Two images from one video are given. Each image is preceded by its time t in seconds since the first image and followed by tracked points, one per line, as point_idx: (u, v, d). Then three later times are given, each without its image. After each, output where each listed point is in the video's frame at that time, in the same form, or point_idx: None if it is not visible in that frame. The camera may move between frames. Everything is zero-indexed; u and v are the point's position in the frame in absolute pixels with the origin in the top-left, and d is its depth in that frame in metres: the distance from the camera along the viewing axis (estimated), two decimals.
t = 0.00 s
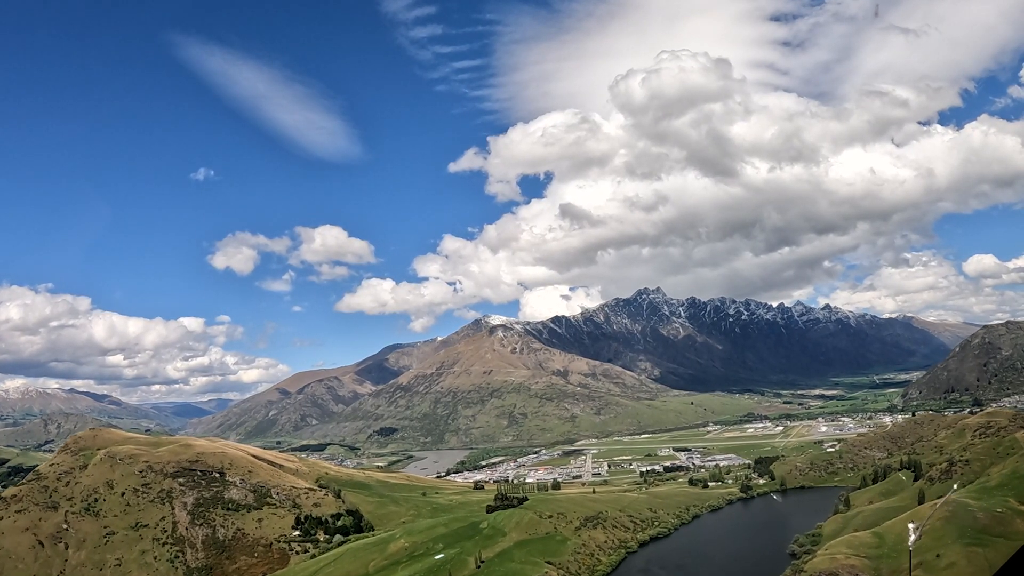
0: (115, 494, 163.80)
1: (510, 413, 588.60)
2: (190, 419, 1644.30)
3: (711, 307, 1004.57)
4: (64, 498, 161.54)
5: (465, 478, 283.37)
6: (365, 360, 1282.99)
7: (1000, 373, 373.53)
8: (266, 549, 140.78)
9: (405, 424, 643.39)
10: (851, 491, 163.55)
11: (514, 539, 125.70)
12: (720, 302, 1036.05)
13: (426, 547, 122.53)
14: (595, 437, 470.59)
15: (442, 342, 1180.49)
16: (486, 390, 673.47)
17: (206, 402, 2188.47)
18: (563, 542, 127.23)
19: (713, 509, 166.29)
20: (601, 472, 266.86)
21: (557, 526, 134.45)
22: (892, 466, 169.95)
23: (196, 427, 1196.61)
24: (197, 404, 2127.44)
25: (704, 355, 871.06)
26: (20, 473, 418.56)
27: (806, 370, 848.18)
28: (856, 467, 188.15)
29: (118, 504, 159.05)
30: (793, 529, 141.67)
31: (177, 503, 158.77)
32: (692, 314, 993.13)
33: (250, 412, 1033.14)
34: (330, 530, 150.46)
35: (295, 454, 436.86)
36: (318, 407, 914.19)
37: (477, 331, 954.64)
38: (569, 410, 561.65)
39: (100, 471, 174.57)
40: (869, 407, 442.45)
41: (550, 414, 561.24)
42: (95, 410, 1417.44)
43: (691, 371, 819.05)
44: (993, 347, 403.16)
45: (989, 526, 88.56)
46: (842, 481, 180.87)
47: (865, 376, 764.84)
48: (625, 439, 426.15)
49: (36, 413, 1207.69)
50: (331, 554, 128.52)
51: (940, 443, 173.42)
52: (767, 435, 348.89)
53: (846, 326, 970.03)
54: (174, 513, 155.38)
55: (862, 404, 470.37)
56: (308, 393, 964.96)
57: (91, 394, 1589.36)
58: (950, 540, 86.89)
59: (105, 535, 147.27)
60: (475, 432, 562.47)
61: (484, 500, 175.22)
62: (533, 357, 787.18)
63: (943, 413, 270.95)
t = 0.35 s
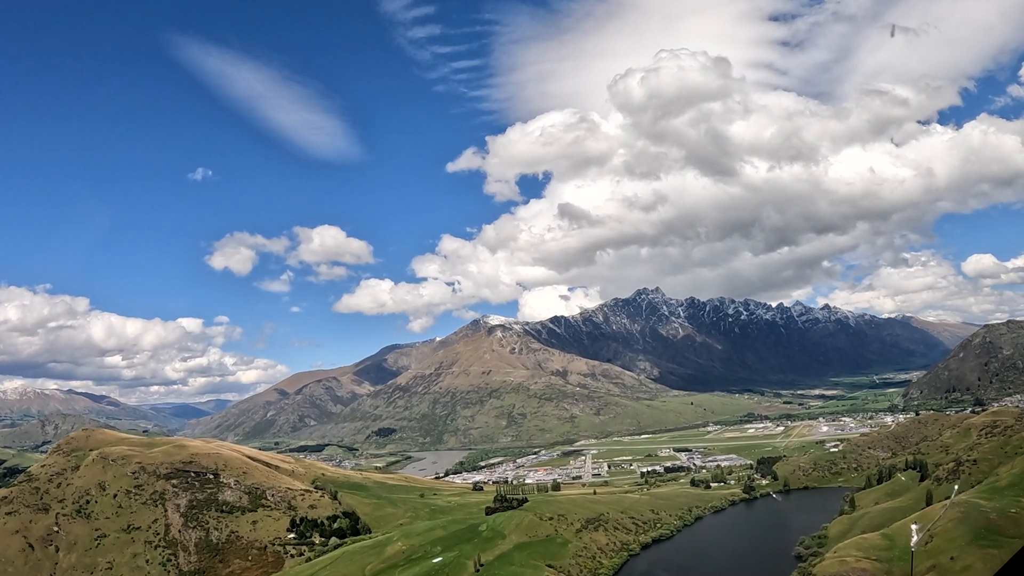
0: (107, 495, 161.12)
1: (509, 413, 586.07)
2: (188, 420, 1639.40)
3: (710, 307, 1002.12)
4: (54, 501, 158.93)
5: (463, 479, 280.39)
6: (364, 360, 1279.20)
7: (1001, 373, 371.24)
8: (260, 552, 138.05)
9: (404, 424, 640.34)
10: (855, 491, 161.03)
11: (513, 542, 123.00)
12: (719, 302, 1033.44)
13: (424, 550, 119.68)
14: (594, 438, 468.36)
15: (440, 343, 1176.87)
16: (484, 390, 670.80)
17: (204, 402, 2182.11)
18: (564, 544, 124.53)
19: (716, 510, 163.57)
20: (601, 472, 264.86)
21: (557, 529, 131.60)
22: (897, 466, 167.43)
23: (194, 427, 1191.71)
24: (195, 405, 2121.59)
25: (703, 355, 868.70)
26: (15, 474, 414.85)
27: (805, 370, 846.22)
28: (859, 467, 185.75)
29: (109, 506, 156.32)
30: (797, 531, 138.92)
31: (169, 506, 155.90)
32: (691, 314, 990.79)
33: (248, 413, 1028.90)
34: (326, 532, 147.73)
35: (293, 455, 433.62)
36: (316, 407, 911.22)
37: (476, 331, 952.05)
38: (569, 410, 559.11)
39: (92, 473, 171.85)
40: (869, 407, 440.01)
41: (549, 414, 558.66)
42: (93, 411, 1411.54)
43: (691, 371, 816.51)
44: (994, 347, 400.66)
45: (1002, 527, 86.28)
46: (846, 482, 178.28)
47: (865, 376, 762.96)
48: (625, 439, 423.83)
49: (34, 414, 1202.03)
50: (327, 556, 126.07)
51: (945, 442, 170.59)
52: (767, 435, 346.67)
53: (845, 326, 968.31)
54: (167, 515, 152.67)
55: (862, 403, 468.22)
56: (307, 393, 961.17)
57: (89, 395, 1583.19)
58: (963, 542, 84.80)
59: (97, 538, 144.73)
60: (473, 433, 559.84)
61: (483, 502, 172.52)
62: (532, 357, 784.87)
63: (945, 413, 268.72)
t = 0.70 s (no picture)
0: (98, 497, 158.24)
1: (507, 413, 583.38)
2: (185, 421, 1633.84)
3: (708, 306, 999.89)
4: (44, 503, 156.05)
5: (461, 480, 277.66)
6: (362, 360, 1274.13)
7: (1001, 371, 369.49)
8: (254, 555, 135.23)
9: (401, 424, 637.31)
10: (860, 491, 158.50)
11: (512, 543, 120.36)
12: (717, 301, 1031.46)
13: (421, 553, 116.82)
14: (593, 437, 465.90)
15: (438, 343, 1173.04)
16: (482, 390, 667.94)
17: (202, 403, 2175.00)
18: (564, 546, 121.73)
19: (718, 510, 161.13)
20: (601, 472, 262.67)
21: (558, 530, 128.89)
22: (902, 465, 165.13)
23: (191, 428, 1186.11)
24: (192, 405, 2114.50)
25: (702, 354, 866.55)
26: (8, 476, 410.70)
27: (804, 369, 844.60)
28: (863, 467, 183.48)
29: (100, 508, 153.46)
30: (801, 532, 136.35)
31: (161, 507, 153.03)
32: (689, 313, 988.70)
33: (245, 413, 1024.33)
34: (321, 535, 144.89)
35: (289, 456, 429.91)
36: (313, 407, 906.28)
37: (473, 331, 948.49)
38: (567, 410, 556.60)
39: (83, 474, 169.06)
40: (869, 406, 437.99)
41: (547, 414, 555.94)
42: (89, 412, 1404.48)
43: (689, 371, 814.32)
44: (994, 345, 398.87)
45: (1016, 527, 84.10)
46: (849, 481, 176.08)
47: (864, 374, 761.87)
48: (624, 439, 421.40)
49: (31, 415, 1195.91)
50: (322, 559, 123.26)
51: (950, 441, 168.29)
52: (767, 435, 344.33)
53: (843, 325, 967.11)
54: (158, 517, 149.74)
55: (862, 402, 465.97)
56: (304, 393, 957.28)
57: (86, 396, 1576.43)
58: (977, 543, 82.60)
59: (87, 540, 141.85)
60: (471, 433, 556.49)
61: (482, 502, 170.00)
62: (530, 357, 782.20)
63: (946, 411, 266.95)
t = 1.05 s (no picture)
0: (88, 499, 154.90)
1: (505, 413, 580.74)
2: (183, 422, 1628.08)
3: (707, 306, 998.14)
4: (33, 505, 152.75)
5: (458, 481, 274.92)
6: (359, 360, 1269.67)
7: (1002, 370, 368.00)
8: (246, 559, 132.28)
9: (399, 425, 633.59)
10: (864, 491, 155.97)
11: (511, 546, 117.57)
12: (715, 301, 1029.69)
13: (417, 556, 113.93)
14: (592, 438, 463.14)
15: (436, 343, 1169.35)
16: (480, 390, 664.99)
17: (199, 404, 2167.08)
18: (564, 549, 119.04)
19: (719, 511, 158.69)
20: (600, 473, 260.27)
21: (557, 533, 126.21)
22: (906, 464, 162.80)
23: (188, 429, 1180.78)
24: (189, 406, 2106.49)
25: (700, 354, 864.31)
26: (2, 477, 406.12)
27: (802, 368, 843.17)
28: (865, 466, 181.31)
29: (91, 511, 150.20)
30: (805, 533, 133.70)
31: (152, 510, 149.80)
32: (688, 313, 986.83)
33: (243, 414, 1019.59)
34: (315, 538, 141.94)
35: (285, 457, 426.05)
36: (311, 408, 902.23)
37: (471, 331, 945.24)
38: (565, 410, 554.07)
39: (73, 475, 165.76)
40: (868, 405, 436.49)
41: (545, 414, 553.40)
42: (86, 413, 1397.77)
43: (688, 370, 812.16)
44: (995, 344, 397.49)
45: None
46: (852, 481, 173.84)
47: (863, 374, 760.62)
48: (624, 439, 418.88)
49: (28, 416, 1189.76)
50: (316, 563, 120.38)
51: (955, 440, 166.08)
52: (767, 434, 342.14)
53: (841, 325, 966.56)
54: (150, 519, 146.59)
55: (862, 402, 464.11)
56: (301, 393, 953.24)
57: (83, 397, 1569.76)
58: (991, 544, 80.36)
59: (76, 544, 138.64)
60: (470, 433, 553.24)
61: (480, 504, 167.23)
62: (529, 357, 779.75)
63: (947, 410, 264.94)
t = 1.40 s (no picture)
0: (77, 501, 151.62)
1: (502, 413, 577.99)
2: (179, 423, 1621.11)
3: (704, 305, 996.29)
4: (20, 508, 149.71)
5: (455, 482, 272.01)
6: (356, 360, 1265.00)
7: (1001, 369, 366.42)
8: (238, 562, 129.10)
9: (396, 425, 629.90)
10: (868, 491, 153.29)
11: (510, 549, 114.86)
12: (713, 300, 1028.14)
13: (413, 559, 110.97)
14: (589, 437, 460.67)
15: (432, 343, 1165.90)
16: (477, 390, 662.29)
17: (195, 405, 2157.27)
18: (563, 552, 116.21)
19: (720, 512, 156.24)
20: (599, 473, 258.14)
21: (556, 535, 123.39)
22: (910, 463, 160.52)
23: (184, 431, 1174.92)
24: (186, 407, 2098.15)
25: (698, 354, 862.53)
26: None
27: (800, 367, 842.12)
28: (867, 466, 179.21)
29: (79, 513, 146.89)
30: (810, 534, 130.86)
31: (143, 512, 146.50)
32: (685, 312, 985.06)
33: (239, 415, 1013.89)
34: (309, 541, 138.80)
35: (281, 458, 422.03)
36: (307, 408, 897.66)
37: (468, 331, 942.01)
38: (563, 409, 551.53)
39: (63, 477, 162.54)
40: (867, 404, 434.84)
41: (542, 414, 551.00)
42: (82, 414, 1390.26)
43: (686, 370, 810.14)
44: (994, 342, 396.02)
45: None
46: (855, 481, 171.61)
47: (860, 373, 759.56)
48: (622, 438, 416.91)
49: (23, 417, 1182.79)
50: (309, 567, 117.45)
51: (958, 438, 163.94)
52: (766, 433, 340.80)
53: (839, 324, 966.00)
54: (140, 522, 143.36)
55: (860, 401, 462.36)
56: (297, 394, 948.56)
57: (79, 399, 1561.91)
58: (1005, 546, 77.91)
59: (64, 547, 135.36)
60: (467, 434, 550.11)
61: (477, 506, 164.21)
62: (526, 357, 777.27)
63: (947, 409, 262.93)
